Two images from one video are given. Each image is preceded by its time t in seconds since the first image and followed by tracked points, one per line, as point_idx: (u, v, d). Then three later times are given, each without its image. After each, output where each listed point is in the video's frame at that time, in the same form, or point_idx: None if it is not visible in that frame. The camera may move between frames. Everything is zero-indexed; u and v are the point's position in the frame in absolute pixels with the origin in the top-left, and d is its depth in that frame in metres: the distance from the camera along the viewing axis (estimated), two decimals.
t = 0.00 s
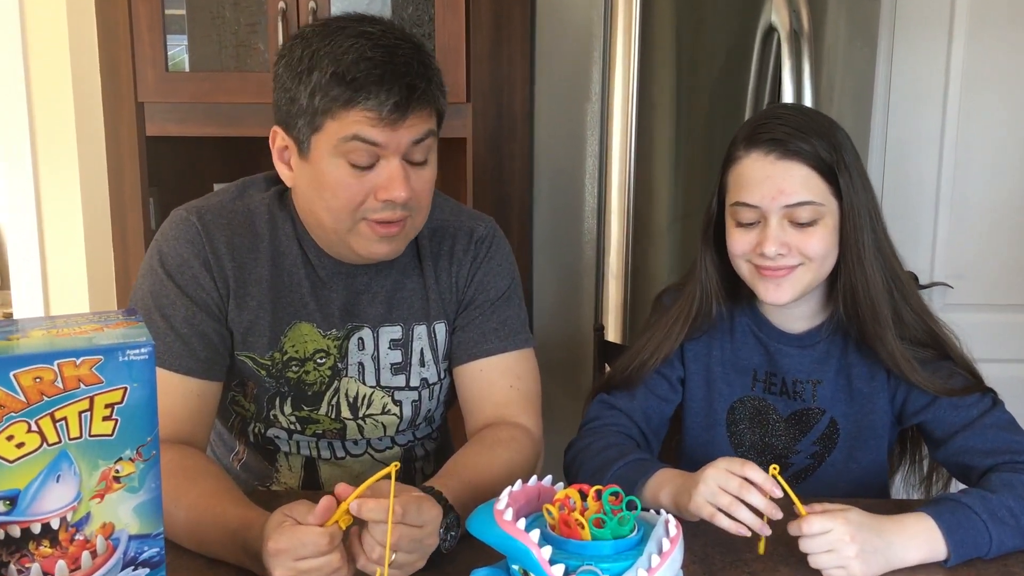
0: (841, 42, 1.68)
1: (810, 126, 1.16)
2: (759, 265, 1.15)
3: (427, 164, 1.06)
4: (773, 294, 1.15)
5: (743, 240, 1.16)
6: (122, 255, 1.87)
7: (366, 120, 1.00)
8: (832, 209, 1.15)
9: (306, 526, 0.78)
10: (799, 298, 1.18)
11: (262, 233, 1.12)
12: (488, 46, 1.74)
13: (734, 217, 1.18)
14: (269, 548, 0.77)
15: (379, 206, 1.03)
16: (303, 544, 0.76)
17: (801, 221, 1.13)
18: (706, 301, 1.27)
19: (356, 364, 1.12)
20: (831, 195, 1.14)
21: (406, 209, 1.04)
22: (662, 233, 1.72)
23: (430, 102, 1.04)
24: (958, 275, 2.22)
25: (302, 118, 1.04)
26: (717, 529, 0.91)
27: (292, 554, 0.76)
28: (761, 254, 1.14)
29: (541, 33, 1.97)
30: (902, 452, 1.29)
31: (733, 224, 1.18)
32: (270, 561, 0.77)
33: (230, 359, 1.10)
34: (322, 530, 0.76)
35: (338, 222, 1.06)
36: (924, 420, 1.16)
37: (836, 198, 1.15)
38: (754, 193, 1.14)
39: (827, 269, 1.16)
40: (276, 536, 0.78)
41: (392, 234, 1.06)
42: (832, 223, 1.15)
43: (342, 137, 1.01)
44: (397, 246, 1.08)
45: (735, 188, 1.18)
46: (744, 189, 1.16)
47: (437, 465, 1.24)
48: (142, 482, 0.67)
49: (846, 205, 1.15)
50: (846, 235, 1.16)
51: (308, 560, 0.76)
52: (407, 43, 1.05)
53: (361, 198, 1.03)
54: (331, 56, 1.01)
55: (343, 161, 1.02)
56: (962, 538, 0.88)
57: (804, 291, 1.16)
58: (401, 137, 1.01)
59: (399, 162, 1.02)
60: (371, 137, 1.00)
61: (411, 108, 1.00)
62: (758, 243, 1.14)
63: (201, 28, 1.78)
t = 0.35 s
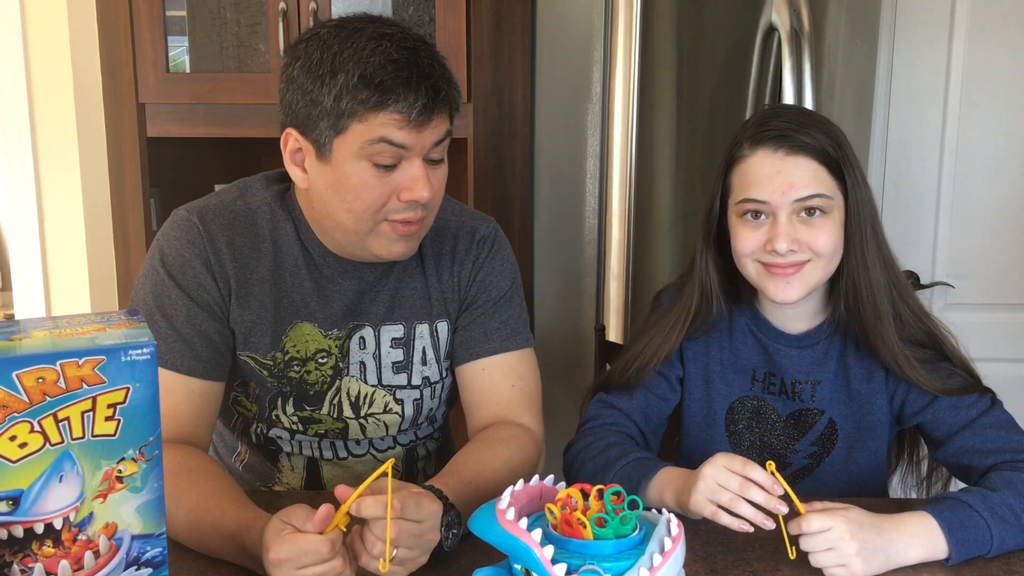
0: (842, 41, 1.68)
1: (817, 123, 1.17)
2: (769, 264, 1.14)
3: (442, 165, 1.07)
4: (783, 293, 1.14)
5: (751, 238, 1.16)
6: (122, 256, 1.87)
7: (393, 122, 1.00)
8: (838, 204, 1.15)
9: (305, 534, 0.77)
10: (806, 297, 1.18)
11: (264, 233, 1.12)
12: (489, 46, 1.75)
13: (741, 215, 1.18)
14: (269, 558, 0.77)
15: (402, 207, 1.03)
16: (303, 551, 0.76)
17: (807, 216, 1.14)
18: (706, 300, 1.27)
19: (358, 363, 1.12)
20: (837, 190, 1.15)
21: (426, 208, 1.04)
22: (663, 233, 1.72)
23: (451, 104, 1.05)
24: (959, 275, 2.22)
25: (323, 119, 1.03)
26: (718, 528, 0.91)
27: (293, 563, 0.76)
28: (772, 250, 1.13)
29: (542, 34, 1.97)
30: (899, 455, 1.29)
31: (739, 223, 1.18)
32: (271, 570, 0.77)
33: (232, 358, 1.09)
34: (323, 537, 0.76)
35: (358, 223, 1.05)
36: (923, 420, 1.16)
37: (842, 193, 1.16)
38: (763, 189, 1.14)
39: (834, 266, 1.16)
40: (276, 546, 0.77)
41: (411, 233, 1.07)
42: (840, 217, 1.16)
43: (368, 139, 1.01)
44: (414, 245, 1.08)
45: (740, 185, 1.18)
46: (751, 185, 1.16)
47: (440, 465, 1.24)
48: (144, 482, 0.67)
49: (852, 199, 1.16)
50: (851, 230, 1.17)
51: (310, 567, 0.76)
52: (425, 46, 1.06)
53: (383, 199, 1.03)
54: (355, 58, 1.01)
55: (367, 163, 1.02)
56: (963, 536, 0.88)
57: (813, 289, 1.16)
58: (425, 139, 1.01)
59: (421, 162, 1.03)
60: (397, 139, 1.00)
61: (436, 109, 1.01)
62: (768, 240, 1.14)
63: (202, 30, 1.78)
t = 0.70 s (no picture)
0: (844, 49, 1.69)
1: (821, 132, 1.17)
2: (767, 268, 1.16)
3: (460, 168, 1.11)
4: (779, 297, 1.15)
5: (752, 243, 1.17)
6: (130, 264, 1.88)
7: (427, 133, 1.03)
8: (839, 213, 1.16)
9: (315, 542, 0.78)
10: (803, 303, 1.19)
11: (274, 241, 1.14)
12: (494, 55, 1.76)
13: (743, 219, 1.20)
14: (279, 566, 0.78)
15: (434, 212, 1.07)
16: (315, 560, 0.76)
17: (807, 222, 1.16)
18: (707, 305, 1.28)
19: (365, 369, 1.13)
20: (838, 198, 1.16)
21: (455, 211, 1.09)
22: (667, 240, 1.73)
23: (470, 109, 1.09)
24: (962, 282, 2.23)
25: (354, 138, 1.04)
26: (724, 533, 0.92)
27: (304, 570, 0.77)
28: (770, 256, 1.15)
29: (546, 42, 1.98)
30: (904, 460, 1.29)
31: (741, 226, 1.20)
32: None
33: (240, 366, 1.10)
34: (333, 545, 0.77)
35: (391, 236, 1.07)
36: (927, 426, 1.17)
37: (843, 203, 1.17)
38: (765, 194, 1.16)
39: (834, 272, 1.17)
40: (286, 554, 0.78)
41: (439, 239, 1.10)
42: (840, 226, 1.16)
43: (403, 152, 1.03)
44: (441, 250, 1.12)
45: (743, 190, 1.20)
46: (754, 190, 1.17)
47: (445, 472, 1.24)
48: (158, 487, 0.68)
49: (853, 209, 1.16)
50: (852, 239, 1.17)
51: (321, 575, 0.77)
52: (434, 54, 1.09)
53: (417, 208, 1.06)
54: (380, 74, 1.02)
55: (402, 174, 1.04)
56: (967, 541, 0.89)
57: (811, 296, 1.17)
58: (453, 144, 1.06)
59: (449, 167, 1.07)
60: (430, 148, 1.04)
61: (462, 115, 1.05)
62: (767, 244, 1.16)
63: (209, 39, 1.80)
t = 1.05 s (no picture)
0: (846, 60, 1.71)
1: (825, 144, 1.18)
2: (768, 275, 1.17)
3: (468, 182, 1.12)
4: (778, 304, 1.17)
5: (753, 249, 1.19)
6: (137, 273, 1.90)
7: (434, 147, 1.05)
8: (840, 222, 1.17)
9: (320, 549, 0.79)
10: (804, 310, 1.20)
11: (285, 252, 1.15)
12: (499, 67, 1.78)
13: (745, 226, 1.21)
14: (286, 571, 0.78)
15: (441, 225, 1.08)
16: (318, 567, 0.77)
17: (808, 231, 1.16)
18: (716, 308, 1.30)
19: (373, 379, 1.14)
20: (839, 208, 1.17)
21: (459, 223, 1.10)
22: (672, 250, 1.74)
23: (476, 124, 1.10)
24: (964, 290, 2.24)
25: (364, 151, 1.06)
26: (731, 539, 0.93)
27: None
28: (769, 262, 1.16)
29: (550, 54, 2.00)
30: (911, 471, 1.28)
31: (743, 232, 1.21)
32: None
33: (251, 374, 1.11)
34: (336, 553, 0.77)
35: (396, 247, 1.08)
36: (932, 435, 1.18)
37: (844, 213, 1.18)
38: (766, 202, 1.17)
39: (834, 281, 1.18)
40: (292, 560, 0.79)
41: (445, 250, 1.11)
42: (840, 235, 1.17)
43: (411, 166, 1.05)
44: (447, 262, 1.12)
45: (746, 197, 1.21)
46: (756, 198, 1.19)
47: (453, 480, 1.25)
48: (175, 494, 0.69)
49: (854, 219, 1.17)
50: (853, 249, 1.18)
51: None
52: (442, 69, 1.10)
53: (422, 219, 1.07)
54: (389, 88, 1.04)
55: (408, 186, 1.06)
56: (974, 547, 0.90)
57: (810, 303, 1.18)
58: (460, 158, 1.07)
59: (455, 181, 1.08)
60: (437, 162, 1.06)
61: (469, 131, 1.07)
62: (767, 251, 1.17)
63: (217, 50, 1.82)
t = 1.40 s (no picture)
0: (846, 67, 1.73)
1: (823, 155, 1.19)
2: (755, 279, 1.19)
3: (454, 197, 1.09)
4: (765, 308, 1.19)
5: (744, 252, 1.20)
6: (142, 279, 1.91)
7: (399, 136, 1.03)
8: (829, 233, 1.17)
9: (333, 549, 0.80)
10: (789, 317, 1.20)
11: (294, 258, 1.16)
12: (502, 74, 1.80)
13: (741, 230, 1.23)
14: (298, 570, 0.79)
15: (395, 224, 1.06)
16: (331, 566, 0.78)
17: (797, 240, 1.17)
18: (718, 313, 1.30)
19: (382, 385, 1.15)
20: (830, 220, 1.17)
21: (420, 232, 1.07)
22: (673, 256, 1.75)
23: (466, 136, 1.07)
24: (965, 296, 2.24)
25: (343, 126, 1.08)
26: (736, 545, 0.93)
27: None
28: (755, 267, 1.18)
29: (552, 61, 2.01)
30: (911, 475, 1.30)
31: (739, 236, 1.23)
32: None
33: (261, 380, 1.12)
34: (348, 552, 0.78)
35: (355, 235, 1.09)
36: (933, 440, 1.18)
37: (837, 225, 1.17)
38: (757, 208, 1.19)
39: (821, 293, 1.18)
40: (305, 561, 0.79)
41: (404, 255, 1.09)
42: (830, 246, 1.17)
43: (374, 149, 1.05)
44: (407, 270, 1.10)
45: (744, 200, 1.23)
46: (750, 203, 1.20)
47: (458, 484, 1.26)
48: (187, 498, 0.70)
49: (847, 232, 1.17)
50: (846, 261, 1.18)
51: None
52: (457, 80, 1.09)
53: (378, 214, 1.06)
54: (381, 75, 1.06)
55: (370, 173, 1.05)
56: (976, 552, 0.91)
57: (796, 312, 1.19)
58: (429, 162, 1.04)
59: (422, 184, 1.05)
60: (400, 153, 1.03)
61: (443, 134, 1.03)
62: (753, 255, 1.19)
63: (221, 58, 1.83)
